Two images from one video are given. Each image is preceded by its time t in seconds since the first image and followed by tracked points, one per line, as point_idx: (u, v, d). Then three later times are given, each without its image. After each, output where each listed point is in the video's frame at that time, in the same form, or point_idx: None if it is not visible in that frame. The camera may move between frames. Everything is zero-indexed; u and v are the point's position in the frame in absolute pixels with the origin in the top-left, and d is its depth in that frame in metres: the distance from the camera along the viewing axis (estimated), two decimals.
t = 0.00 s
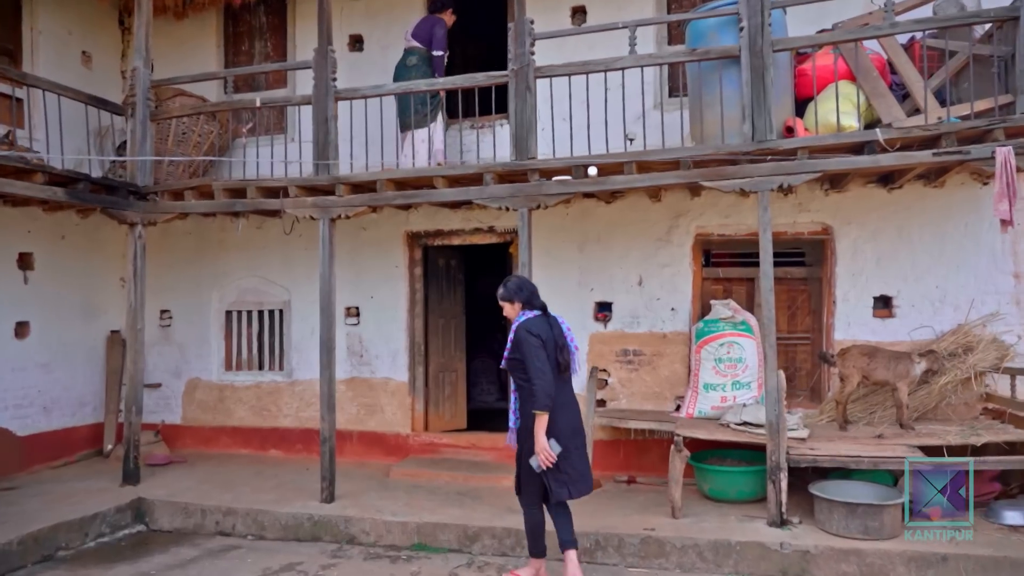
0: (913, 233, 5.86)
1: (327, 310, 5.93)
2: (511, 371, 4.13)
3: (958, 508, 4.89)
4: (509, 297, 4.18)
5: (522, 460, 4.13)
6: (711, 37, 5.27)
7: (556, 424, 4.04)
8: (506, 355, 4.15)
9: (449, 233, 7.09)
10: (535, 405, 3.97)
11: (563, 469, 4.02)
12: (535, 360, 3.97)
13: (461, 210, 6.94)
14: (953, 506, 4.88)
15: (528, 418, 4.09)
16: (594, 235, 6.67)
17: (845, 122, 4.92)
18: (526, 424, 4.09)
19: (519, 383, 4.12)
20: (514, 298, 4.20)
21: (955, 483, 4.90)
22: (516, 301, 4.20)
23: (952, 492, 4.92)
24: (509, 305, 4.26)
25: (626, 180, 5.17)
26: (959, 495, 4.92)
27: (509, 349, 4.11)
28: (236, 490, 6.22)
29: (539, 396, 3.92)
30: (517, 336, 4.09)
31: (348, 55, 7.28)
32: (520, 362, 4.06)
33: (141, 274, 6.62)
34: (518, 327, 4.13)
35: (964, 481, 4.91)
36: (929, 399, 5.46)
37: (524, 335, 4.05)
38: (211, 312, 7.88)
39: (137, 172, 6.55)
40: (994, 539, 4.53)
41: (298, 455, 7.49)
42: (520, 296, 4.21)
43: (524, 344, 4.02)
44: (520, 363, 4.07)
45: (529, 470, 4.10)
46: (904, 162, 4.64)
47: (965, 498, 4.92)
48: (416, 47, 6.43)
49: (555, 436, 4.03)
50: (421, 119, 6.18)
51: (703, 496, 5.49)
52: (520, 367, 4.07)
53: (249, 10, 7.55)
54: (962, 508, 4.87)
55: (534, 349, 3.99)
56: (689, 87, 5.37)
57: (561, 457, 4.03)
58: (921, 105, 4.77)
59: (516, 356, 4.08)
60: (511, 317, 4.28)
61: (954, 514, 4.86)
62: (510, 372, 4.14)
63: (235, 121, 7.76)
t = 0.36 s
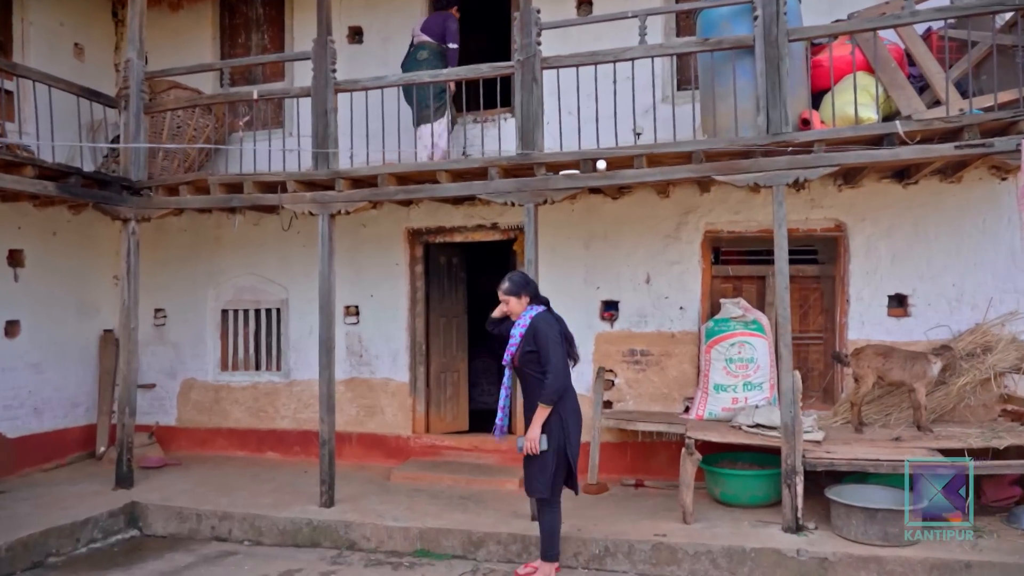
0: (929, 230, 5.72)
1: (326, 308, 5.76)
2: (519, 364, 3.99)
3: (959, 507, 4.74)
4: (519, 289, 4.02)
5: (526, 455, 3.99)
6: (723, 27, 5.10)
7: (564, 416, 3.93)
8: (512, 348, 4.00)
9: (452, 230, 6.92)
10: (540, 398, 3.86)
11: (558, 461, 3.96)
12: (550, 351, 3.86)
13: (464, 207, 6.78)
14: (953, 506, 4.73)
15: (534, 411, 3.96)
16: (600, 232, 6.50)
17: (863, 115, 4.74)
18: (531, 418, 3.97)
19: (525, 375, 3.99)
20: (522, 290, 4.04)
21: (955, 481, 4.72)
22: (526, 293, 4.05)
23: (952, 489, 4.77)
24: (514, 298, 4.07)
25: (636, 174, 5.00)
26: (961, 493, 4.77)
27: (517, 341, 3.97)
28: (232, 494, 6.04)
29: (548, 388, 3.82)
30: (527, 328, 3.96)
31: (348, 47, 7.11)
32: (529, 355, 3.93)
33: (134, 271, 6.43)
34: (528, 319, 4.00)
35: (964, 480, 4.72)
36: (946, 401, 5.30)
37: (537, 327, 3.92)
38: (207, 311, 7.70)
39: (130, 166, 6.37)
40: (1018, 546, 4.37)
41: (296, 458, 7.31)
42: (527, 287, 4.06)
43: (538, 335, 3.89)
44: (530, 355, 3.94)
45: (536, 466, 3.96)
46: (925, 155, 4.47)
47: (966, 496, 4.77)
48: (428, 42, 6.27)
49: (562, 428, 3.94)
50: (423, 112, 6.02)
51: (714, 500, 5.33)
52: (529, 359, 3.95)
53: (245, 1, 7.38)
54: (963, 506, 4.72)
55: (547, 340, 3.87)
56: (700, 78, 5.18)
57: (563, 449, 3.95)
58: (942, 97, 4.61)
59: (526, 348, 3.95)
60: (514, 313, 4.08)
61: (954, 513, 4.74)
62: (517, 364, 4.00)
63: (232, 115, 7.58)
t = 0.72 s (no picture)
0: (945, 226, 5.56)
1: (324, 306, 5.58)
2: (545, 358, 3.81)
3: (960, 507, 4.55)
4: (544, 280, 3.84)
5: (545, 452, 3.81)
6: (736, 15, 4.94)
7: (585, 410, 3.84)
8: (538, 341, 3.80)
9: (453, 227, 6.74)
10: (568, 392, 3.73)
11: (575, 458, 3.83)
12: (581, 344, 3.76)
13: (466, 203, 6.61)
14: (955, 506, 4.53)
15: (555, 405, 3.81)
16: (606, 229, 6.33)
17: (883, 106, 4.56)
18: (551, 413, 3.81)
19: (548, 369, 3.83)
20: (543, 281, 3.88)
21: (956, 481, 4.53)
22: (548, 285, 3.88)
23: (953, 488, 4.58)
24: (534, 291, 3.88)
25: (646, 167, 4.84)
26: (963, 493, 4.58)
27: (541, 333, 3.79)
28: (227, 498, 5.85)
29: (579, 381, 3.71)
30: (554, 320, 3.81)
31: (347, 40, 6.93)
32: (557, 348, 3.78)
33: (126, 267, 6.23)
34: (553, 311, 3.85)
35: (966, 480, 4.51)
36: (965, 402, 5.14)
37: (565, 319, 3.80)
38: (201, 309, 7.50)
39: (122, 160, 6.18)
40: None
41: (292, 460, 7.12)
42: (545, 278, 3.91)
43: (568, 328, 3.77)
44: (557, 348, 3.79)
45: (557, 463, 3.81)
46: (948, 147, 4.30)
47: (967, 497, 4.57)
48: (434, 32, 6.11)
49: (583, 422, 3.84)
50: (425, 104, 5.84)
51: (725, 504, 5.16)
52: (556, 353, 3.80)
53: None
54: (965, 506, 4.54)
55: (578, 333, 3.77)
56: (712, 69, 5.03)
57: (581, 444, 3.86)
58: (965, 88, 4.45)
59: (553, 341, 3.80)
60: (533, 307, 3.89)
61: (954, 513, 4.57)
62: (542, 359, 3.82)
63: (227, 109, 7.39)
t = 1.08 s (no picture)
0: (959, 222, 5.41)
1: (321, 304, 5.39)
2: (573, 355, 3.64)
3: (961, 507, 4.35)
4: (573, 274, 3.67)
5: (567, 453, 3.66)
6: (750, 2, 4.81)
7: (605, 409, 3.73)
8: (568, 337, 3.62)
9: (453, 223, 6.56)
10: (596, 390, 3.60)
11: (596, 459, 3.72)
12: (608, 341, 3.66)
13: (466, 198, 6.43)
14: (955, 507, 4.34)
15: (578, 404, 3.65)
16: (610, 225, 6.16)
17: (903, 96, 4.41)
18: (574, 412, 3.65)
19: (573, 367, 3.67)
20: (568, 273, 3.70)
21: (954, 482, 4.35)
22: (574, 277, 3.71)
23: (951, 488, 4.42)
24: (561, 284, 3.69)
25: (657, 160, 4.68)
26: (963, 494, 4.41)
27: (570, 330, 3.62)
28: (220, 503, 5.65)
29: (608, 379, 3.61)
30: (582, 316, 3.67)
31: (343, 31, 6.73)
32: (586, 345, 3.64)
33: (115, 264, 6.02)
34: (579, 306, 3.70)
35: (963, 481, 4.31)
36: (982, 403, 4.99)
37: (593, 316, 3.67)
38: (193, 307, 7.30)
39: (111, 152, 5.97)
40: None
41: (287, 463, 6.93)
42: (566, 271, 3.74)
43: (598, 325, 3.65)
44: (585, 346, 3.65)
45: (578, 463, 3.67)
46: (972, 138, 4.18)
47: (967, 498, 4.40)
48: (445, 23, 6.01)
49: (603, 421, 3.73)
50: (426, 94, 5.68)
51: (736, 508, 5.00)
52: (584, 350, 3.65)
53: None
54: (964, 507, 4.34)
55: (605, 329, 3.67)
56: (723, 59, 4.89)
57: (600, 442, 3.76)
58: (989, 78, 4.32)
59: (581, 338, 3.65)
60: (558, 301, 3.70)
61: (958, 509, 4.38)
62: (570, 356, 3.65)
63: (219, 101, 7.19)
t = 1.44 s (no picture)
0: (972, 218, 5.29)
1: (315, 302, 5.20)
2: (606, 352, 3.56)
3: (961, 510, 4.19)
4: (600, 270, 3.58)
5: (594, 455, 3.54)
6: None
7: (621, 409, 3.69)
8: (602, 334, 3.53)
9: (451, 219, 6.39)
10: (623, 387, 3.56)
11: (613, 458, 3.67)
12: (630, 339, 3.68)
13: (465, 193, 6.26)
14: (955, 509, 4.20)
15: (604, 403, 3.56)
16: (613, 220, 6.00)
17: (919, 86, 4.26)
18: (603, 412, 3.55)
19: (601, 365, 3.58)
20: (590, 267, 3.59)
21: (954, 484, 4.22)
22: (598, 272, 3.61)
23: (952, 489, 4.29)
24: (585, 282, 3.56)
25: (665, 152, 4.52)
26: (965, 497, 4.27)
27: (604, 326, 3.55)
28: (210, 508, 5.46)
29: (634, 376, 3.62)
30: (608, 313, 3.63)
31: (338, 21, 6.54)
32: (615, 342, 3.59)
33: (101, 260, 5.80)
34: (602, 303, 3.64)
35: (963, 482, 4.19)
36: (996, 403, 4.87)
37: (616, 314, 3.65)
38: (183, 305, 7.08)
39: (97, 145, 5.76)
40: None
41: (280, 466, 6.74)
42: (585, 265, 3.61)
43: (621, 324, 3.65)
44: (613, 343, 3.59)
45: (606, 464, 3.56)
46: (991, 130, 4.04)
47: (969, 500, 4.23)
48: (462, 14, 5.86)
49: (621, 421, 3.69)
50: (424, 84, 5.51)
51: (745, 512, 4.86)
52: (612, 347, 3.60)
53: None
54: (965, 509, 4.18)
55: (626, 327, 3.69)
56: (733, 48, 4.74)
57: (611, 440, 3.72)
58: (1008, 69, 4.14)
59: (610, 336, 3.59)
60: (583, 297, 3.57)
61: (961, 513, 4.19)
62: (602, 354, 3.55)
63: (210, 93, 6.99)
